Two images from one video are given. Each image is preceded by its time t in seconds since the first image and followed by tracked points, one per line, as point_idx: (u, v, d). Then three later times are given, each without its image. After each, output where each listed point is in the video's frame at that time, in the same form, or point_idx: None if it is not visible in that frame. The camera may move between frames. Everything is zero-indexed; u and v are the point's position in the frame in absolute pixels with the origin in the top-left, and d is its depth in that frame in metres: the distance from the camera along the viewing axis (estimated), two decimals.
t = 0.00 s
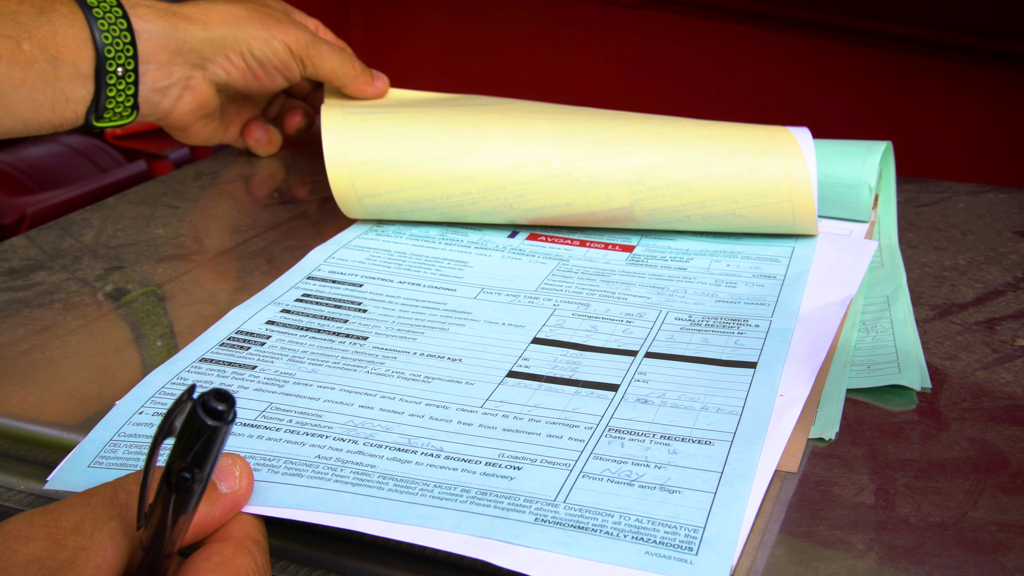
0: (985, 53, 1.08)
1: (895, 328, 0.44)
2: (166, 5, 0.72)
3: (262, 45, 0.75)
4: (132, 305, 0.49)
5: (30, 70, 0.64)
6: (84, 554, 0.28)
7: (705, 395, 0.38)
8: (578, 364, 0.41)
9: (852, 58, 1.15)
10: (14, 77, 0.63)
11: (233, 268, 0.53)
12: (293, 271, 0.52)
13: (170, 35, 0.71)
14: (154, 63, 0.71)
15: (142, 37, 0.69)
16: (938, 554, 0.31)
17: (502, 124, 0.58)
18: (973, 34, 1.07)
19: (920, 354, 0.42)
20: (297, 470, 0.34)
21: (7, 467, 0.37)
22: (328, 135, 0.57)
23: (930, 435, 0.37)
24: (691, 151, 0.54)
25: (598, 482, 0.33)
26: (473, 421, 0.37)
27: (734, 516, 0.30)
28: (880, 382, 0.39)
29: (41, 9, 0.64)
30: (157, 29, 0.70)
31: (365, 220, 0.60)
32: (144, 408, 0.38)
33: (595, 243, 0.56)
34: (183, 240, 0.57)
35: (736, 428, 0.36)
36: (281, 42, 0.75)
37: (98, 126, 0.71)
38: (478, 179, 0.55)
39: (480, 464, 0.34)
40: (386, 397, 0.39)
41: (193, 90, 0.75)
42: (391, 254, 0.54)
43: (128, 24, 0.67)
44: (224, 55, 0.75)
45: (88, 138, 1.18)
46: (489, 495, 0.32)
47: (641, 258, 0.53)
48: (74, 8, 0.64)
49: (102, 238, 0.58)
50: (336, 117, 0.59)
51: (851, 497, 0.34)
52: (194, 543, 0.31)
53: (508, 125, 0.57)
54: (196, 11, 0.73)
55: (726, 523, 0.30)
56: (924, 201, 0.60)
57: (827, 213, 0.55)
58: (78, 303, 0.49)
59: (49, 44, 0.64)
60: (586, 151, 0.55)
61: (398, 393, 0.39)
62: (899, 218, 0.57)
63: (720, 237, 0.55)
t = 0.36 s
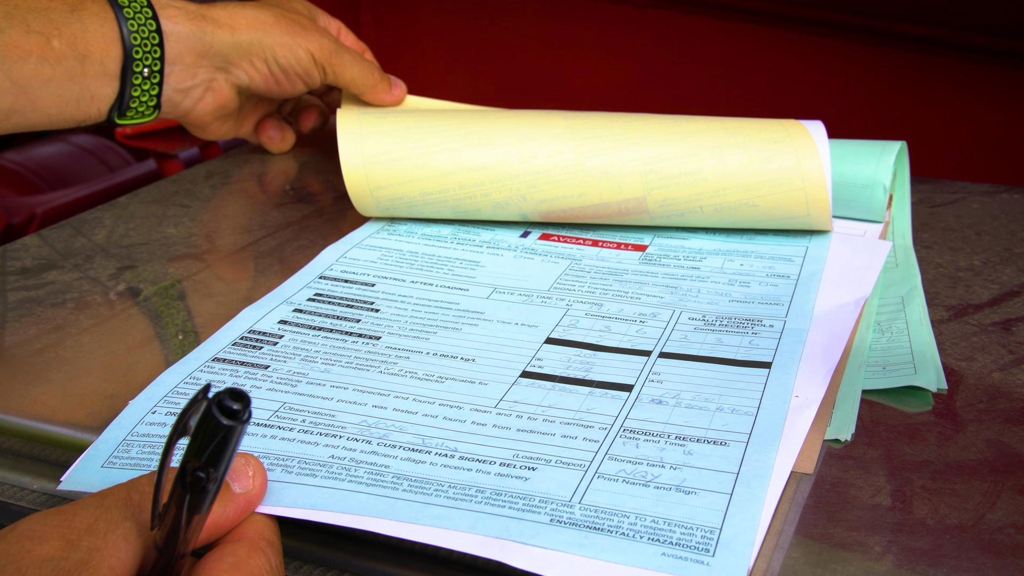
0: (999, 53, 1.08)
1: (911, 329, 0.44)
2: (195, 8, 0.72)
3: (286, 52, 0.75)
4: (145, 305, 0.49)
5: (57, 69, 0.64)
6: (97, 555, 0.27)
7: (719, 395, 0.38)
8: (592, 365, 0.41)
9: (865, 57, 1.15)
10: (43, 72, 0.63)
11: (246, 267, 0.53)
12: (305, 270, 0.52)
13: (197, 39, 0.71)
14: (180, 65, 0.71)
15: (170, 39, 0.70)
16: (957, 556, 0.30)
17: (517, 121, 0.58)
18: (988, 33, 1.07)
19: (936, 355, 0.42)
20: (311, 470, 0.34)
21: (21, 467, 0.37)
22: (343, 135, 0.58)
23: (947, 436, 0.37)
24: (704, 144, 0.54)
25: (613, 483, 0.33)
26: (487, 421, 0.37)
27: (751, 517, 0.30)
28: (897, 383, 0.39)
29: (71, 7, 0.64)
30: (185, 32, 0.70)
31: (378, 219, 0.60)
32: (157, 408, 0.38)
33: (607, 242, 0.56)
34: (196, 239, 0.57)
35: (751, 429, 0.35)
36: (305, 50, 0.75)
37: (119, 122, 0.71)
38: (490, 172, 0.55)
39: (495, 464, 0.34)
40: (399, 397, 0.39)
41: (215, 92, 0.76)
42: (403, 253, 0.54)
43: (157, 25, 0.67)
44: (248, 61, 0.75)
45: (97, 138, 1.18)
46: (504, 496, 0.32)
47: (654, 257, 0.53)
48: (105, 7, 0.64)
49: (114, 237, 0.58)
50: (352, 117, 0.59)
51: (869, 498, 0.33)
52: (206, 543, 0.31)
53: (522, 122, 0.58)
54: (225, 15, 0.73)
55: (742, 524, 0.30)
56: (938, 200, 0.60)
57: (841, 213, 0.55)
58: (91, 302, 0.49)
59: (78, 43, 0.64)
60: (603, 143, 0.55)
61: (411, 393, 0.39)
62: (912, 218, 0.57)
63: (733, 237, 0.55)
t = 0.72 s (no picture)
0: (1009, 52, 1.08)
1: (923, 329, 0.44)
2: (212, 9, 0.72)
3: (300, 62, 0.75)
4: (155, 303, 0.49)
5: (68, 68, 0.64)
6: (106, 551, 0.27)
7: (728, 395, 0.38)
8: (601, 364, 0.41)
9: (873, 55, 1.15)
10: (55, 72, 0.63)
11: (256, 265, 0.53)
12: (314, 267, 0.52)
13: (211, 42, 0.71)
14: (191, 65, 0.71)
15: (183, 40, 0.69)
16: (971, 557, 0.30)
17: (527, 109, 0.58)
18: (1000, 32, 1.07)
19: (948, 355, 0.41)
20: (319, 467, 0.34)
21: (32, 466, 0.37)
22: (355, 122, 0.58)
23: (961, 437, 0.36)
24: (718, 137, 0.54)
25: (621, 483, 0.32)
26: (495, 420, 0.37)
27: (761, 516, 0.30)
28: (910, 384, 0.39)
29: (87, 7, 0.63)
30: (200, 34, 0.70)
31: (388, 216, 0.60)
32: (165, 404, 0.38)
33: (616, 240, 0.55)
34: (205, 237, 0.57)
35: (760, 429, 0.35)
36: (318, 61, 0.75)
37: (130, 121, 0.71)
38: (500, 166, 0.56)
39: (503, 463, 0.34)
40: (407, 396, 0.39)
41: (224, 93, 0.76)
42: (411, 251, 0.54)
43: (172, 27, 0.67)
44: (260, 66, 0.75)
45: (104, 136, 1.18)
46: (511, 494, 0.32)
47: (664, 255, 0.53)
48: (120, 8, 0.64)
49: (123, 236, 0.58)
50: (364, 105, 0.59)
51: (882, 499, 0.33)
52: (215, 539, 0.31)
53: (532, 111, 0.58)
54: (242, 19, 0.73)
55: (751, 524, 0.30)
56: (949, 200, 0.60)
57: (851, 213, 0.55)
58: (101, 301, 0.49)
59: (91, 43, 0.64)
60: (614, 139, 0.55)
61: (419, 391, 0.39)
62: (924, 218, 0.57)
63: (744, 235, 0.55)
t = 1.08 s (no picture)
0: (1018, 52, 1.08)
1: (935, 328, 0.44)
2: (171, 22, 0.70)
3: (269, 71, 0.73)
4: (165, 301, 0.49)
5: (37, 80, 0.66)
6: (119, 551, 0.27)
7: (737, 393, 0.38)
8: (609, 362, 0.41)
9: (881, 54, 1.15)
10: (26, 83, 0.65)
11: (265, 264, 0.53)
12: (324, 263, 0.52)
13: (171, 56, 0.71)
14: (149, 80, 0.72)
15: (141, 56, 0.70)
16: (987, 557, 0.30)
17: (543, 106, 0.59)
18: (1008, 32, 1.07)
19: (961, 355, 0.41)
20: (326, 465, 0.34)
21: (44, 464, 0.37)
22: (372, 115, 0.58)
23: (975, 437, 0.36)
24: (729, 134, 0.54)
25: (628, 481, 0.32)
26: (504, 417, 0.37)
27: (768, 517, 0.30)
28: (922, 384, 0.39)
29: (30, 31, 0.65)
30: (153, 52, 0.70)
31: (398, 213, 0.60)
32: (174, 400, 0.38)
33: (626, 238, 0.55)
34: (214, 235, 0.57)
35: (769, 426, 0.35)
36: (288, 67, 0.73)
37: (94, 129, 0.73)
38: (514, 159, 0.56)
39: (510, 460, 0.34)
40: (416, 392, 0.38)
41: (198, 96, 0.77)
42: (420, 248, 0.54)
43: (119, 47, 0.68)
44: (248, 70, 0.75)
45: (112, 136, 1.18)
46: (518, 492, 0.32)
47: (674, 253, 0.53)
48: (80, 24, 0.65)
49: (132, 234, 0.58)
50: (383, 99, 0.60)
51: (896, 500, 0.33)
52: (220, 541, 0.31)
53: (547, 107, 0.58)
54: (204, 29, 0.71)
55: (759, 522, 0.29)
56: (960, 199, 0.60)
57: (862, 212, 0.55)
58: (111, 299, 0.49)
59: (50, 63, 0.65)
60: (628, 134, 0.55)
61: (428, 388, 0.39)
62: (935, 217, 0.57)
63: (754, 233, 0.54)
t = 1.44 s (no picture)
0: None
1: (948, 328, 0.43)
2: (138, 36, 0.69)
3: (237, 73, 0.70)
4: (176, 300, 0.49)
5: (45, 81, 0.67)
6: (133, 551, 0.26)
7: (750, 390, 0.37)
8: (622, 358, 0.41)
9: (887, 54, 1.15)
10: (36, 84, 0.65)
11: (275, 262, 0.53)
12: (336, 262, 0.52)
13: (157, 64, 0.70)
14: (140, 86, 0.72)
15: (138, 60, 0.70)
16: (1001, 557, 0.30)
17: (555, 104, 0.59)
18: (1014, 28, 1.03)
19: (973, 355, 0.41)
20: (340, 441, 0.34)
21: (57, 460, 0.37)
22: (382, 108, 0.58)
23: (988, 437, 0.36)
24: (738, 133, 0.54)
25: (642, 463, 0.32)
26: (517, 408, 0.37)
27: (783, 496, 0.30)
28: (935, 383, 0.39)
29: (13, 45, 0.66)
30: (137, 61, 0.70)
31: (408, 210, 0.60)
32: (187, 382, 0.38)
33: (636, 236, 0.55)
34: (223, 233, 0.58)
35: (782, 420, 0.35)
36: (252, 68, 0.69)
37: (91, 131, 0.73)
38: (526, 157, 0.56)
39: (523, 444, 0.34)
40: (429, 389, 0.38)
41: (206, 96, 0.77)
42: (431, 246, 0.54)
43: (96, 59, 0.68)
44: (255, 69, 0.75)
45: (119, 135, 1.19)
46: (533, 469, 0.32)
47: (684, 251, 0.53)
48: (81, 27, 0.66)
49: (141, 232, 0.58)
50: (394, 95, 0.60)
51: (910, 500, 0.33)
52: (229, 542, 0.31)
53: (560, 105, 0.58)
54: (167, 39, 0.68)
55: (774, 503, 0.29)
56: (970, 199, 0.60)
57: (873, 211, 0.55)
58: (122, 297, 0.49)
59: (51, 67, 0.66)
60: (640, 130, 0.55)
61: (441, 385, 0.39)
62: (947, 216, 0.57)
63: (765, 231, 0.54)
